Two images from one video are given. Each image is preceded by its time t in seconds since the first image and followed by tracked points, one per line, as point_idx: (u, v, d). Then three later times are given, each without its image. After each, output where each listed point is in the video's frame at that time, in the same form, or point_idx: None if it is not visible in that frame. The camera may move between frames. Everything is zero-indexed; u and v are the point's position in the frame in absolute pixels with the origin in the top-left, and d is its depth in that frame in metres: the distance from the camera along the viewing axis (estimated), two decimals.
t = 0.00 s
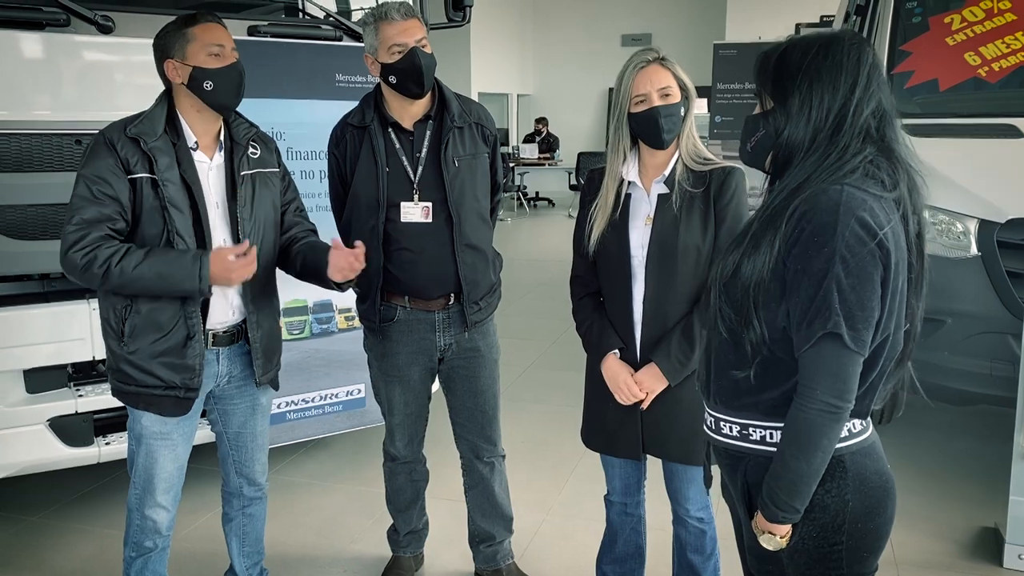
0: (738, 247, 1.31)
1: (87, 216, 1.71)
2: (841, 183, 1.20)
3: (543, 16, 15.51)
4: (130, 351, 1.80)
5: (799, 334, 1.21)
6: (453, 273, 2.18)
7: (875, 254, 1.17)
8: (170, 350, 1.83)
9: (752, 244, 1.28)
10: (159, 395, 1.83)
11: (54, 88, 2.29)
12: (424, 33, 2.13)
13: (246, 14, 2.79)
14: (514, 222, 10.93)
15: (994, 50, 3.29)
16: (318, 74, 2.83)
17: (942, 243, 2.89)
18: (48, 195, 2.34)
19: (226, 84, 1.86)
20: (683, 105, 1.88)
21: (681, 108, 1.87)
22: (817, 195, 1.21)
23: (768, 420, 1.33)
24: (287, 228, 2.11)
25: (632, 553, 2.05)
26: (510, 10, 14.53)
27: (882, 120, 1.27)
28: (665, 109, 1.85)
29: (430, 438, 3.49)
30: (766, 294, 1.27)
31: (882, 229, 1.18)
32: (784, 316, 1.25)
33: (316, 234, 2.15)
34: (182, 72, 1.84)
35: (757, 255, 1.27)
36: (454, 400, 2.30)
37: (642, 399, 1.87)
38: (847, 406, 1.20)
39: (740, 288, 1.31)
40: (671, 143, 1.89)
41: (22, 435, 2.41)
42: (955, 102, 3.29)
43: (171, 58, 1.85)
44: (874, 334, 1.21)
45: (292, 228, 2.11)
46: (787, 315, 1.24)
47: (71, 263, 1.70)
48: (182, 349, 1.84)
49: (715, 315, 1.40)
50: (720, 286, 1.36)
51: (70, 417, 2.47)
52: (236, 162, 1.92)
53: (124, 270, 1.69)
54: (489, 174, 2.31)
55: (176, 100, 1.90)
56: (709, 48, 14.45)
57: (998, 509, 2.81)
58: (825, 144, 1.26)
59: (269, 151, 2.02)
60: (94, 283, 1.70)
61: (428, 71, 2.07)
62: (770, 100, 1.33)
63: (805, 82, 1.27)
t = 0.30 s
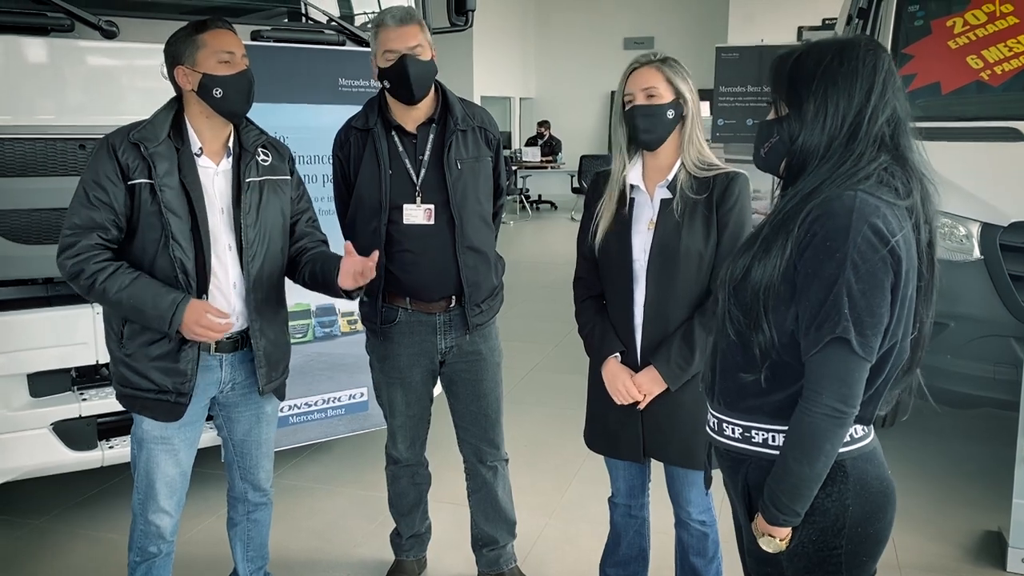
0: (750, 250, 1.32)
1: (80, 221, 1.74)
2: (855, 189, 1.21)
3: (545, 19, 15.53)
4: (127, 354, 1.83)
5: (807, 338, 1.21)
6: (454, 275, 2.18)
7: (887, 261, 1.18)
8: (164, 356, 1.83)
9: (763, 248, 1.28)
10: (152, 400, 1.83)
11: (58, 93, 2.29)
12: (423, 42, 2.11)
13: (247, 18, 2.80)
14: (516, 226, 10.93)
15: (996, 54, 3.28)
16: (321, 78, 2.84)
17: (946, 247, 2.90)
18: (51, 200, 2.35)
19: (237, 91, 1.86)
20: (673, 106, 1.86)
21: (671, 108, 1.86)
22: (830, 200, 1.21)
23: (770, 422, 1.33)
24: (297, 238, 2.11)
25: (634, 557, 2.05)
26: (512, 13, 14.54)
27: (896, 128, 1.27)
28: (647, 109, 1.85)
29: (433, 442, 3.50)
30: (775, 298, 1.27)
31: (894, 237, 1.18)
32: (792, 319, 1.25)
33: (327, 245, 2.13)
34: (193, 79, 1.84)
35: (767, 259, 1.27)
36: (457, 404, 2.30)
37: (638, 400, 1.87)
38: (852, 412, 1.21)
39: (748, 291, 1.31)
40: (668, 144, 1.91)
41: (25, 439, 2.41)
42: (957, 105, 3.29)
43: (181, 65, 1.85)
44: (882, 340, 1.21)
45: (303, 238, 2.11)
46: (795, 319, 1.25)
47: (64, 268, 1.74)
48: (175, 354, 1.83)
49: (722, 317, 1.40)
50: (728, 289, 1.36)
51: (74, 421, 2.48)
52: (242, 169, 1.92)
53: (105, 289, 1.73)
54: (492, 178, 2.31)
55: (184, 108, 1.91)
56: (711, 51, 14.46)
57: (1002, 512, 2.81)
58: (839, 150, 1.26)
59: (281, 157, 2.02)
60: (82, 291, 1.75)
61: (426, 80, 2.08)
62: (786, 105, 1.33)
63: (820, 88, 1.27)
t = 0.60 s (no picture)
0: (755, 256, 1.32)
1: (88, 225, 1.76)
2: (860, 196, 1.22)
3: (548, 24, 15.57)
4: (131, 356, 1.85)
5: (815, 343, 1.22)
6: (446, 282, 2.20)
7: (894, 267, 1.19)
8: (166, 359, 1.85)
9: (769, 254, 1.29)
10: (153, 402, 1.85)
11: (64, 99, 2.31)
12: (411, 59, 2.10)
13: (250, 24, 2.77)
14: (519, 230, 10.95)
15: (998, 58, 3.29)
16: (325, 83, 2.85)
17: (947, 250, 2.90)
18: (57, 204, 2.38)
19: (248, 100, 1.88)
20: (660, 117, 1.87)
21: (657, 118, 1.87)
22: (837, 207, 1.22)
23: (776, 425, 1.34)
24: (305, 251, 2.13)
25: (637, 559, 2.06)
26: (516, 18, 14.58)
27: (897, 134, 1.28)
28: (630, 118, 1.90)
29: (436, 445, 3.51)
30: (781, 304, 1.28)
31: (900, 243, 1.19)
32: (799, 325, 1.26)
33: (333, 260, 2.16)
34: (204, 87, 1.86)
35: (774, 266, 1.28)
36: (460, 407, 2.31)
37: (629, 397, 1.89)
38: (858, 416, 1.22)
39: (755, 298, 1.31)
40: (665, 152, 1.92)
41: (31, 442, 2.43)
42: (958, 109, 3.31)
43: (193, 73, 1.86)
44: (888, 345, 1.22)
45: (310, 250, 2.13)
46: (803, 325, 1.25)
47: (72, 271, 1.77)
48: (177, 358, 1.85)
49: (727, 323, 1.40)
50: (734, 295, 1.37)
51: (79, 424, 2.49)
52: (251, 176, 1.93)
53: (110, 294, 1.75)
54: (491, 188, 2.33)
55: (196, 115, 1.92)
56: (713, 55, 14.47)
57: (1005, 515, 2.81)
58: (842, 157, 1.27)
59: (294, 168, 2.04)
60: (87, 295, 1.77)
61: (417, 93, 2.11)
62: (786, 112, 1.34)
63: (821, 96, 1.28)
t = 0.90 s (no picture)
0: (755, 259, 1.34)
1: (101, 227, 1.77)
2: (858, 198, 1.23)
3: (551, 28, 15.61)
4: (142, 357, 1.87)
5: (815, 344, 1.23)
6: (453, 282, 2.22)
7: (892, 267, 1.20)
8: (178, 361, 1.86)
9: (769, 256, 1.30)
10: (164, 404, 1.86)
11: (70, 103, 2.33)
12: (431, 58, 2.14)
13: (256, 29, 2.76)
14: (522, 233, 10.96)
15: (1000, 61, 3.31)
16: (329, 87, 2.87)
17: (948, 253, 2.91)
18: (63, 207, 2.39)
19: (262, 106, 1.89)
20: (665, 120, 1.89)
21: (662, 122, 1.89)
22: (835, 209, 1.23)
23: (777, 424, 1.35)
24: (314, 253, 2.16)
25: (639, 560, 2.07)
26: (519, 21, 14.62)
27: (891, 136, 1.30)
28: (637, 124, 1.91)
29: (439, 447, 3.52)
30: (781, 305, 1.29)
31: (897, 244, 1.21)
32: (799, 326, 1.27)
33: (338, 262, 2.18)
34: (218, 92, 1.88)
35: (774, 268, 1.29)
36: (463, 408, 2.32)
37: (625, 394, 1.91)
38: (858, 415, 1.23)
39: (756, 300, 1.32)
40: (670, 155, 1.93)
41: (37, 445, 2.44)
42: (960, 113, 3.33)
43: (208, 78, 1.88)
44: (886, 344, 1.23)
45: (318, 253, 2.16)
46: (803, 325, 1.26)
47: (84, 273, 1.78)
48: (189, 360, 1.86)
49: (728, 325, 1.41)
50: (734, 297, 1.38)
51: (85, 426, 2.51)
52: (263, 181, 1.95)
53: (124, 296, 1.77)
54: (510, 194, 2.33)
55: (208, 118, 1.94)
56: (716, 59, 14.48)
57: (1007, 518, 2.81)
58: (838, 160, 1.29)
59: (303, 172, 2.06)
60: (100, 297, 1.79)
61: (437, 91, 2.15)
62: (782, 116, 1.36)
63: (817, 100, 1.30)
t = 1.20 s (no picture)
0: (754, 259, 1.35)
1: (111, 230, 1.79)
2: (856, 200, 1.24)
3: (554, 31, 15.63)
4: (146, 359, 1.88)
5: (813, 342, 1.24)
6: (478, 284, 2.25)
7: (889, 268, 1.21)
8: (183, 364, 1.88)
9: (768, 256, 1.32)
10: (166, 406, 1.87)
11: (76, 107, 2.35)
12: (460, 62, 2.16)
13: (259, 33, 2.77)
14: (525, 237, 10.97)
15: (1000, 65, 3.34)
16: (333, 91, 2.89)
17: (949, 256, 2.92)
18: (69, 210, 2.42)
19: (275, 117, 1.91)
20: (670, 126, 1.90)
21: (666, 128, 1.90)
22: (833, 210, 1.24)
23: (774, 423, 1.36)
24: (319, 260, 2.17)
25: (642, 561, 2.07)
26: (522, 25, 14.66)
27: (888, 140, 1.31)
28: (642, 129, 1.93)
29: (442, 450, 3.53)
30: (780, 304, 1.30)
31: (894, 244, 1.22)
32: (797, 324, 1.28)
33: (340, 265, 2.20)
34: (233, 100, 1.90)
35: (772, 268, 1.30)
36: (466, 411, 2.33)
37: (632, 406, 1.92)
38: (854, 413, 1.24)
39: (754, 299, 1.34)
40: (675, 160, 1.94)
41: (42, 446, 2.46)
42: (961, 116, 3.34)
43: (223, 84, 1.91)
44: (883, 343, 1.24)
45: (322, 259, 2.17)
46: (800, 324, 1.27)
47: (93, 275, 1.79)
48: (194, 364, 1.88)
49: (727, 323, 1.43)
50: (733, 296, 1.39)
51: (90, 428, 2.53)
52: (273, 189, 1.96)
53: (133, 298, 1.78)
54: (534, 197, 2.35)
55: (221, 123, 1.96)
56: (719, 63, 14.49)
57: (1010, 521, 2.81)
58: (836, 163, 1.30)
59: (311, 181, 2.07)
60: (108, 299, 1.80)
61: (465, 95, 2.17)
62: (780, 120, 1.37)
63: (815, 106, 1.31)
